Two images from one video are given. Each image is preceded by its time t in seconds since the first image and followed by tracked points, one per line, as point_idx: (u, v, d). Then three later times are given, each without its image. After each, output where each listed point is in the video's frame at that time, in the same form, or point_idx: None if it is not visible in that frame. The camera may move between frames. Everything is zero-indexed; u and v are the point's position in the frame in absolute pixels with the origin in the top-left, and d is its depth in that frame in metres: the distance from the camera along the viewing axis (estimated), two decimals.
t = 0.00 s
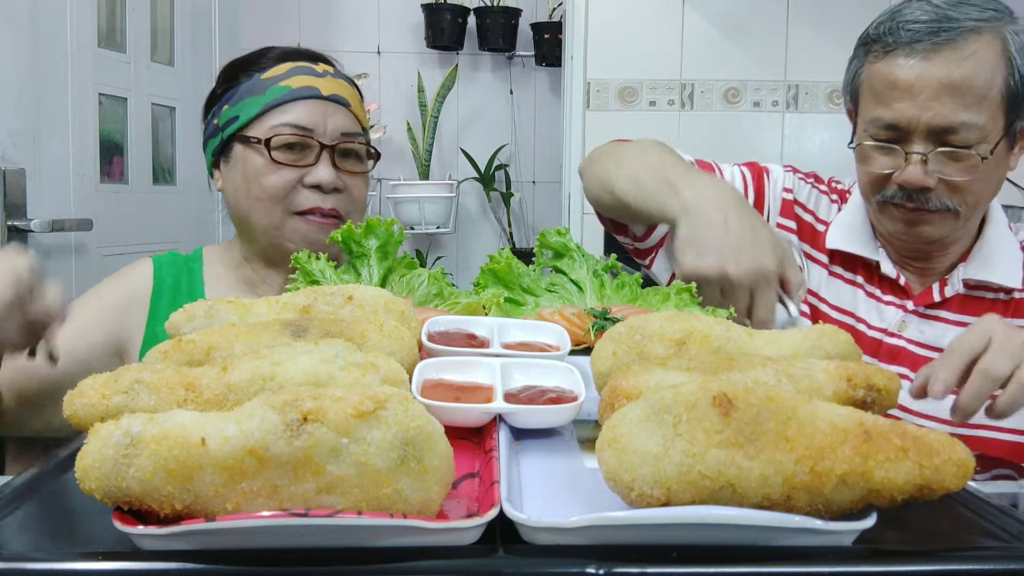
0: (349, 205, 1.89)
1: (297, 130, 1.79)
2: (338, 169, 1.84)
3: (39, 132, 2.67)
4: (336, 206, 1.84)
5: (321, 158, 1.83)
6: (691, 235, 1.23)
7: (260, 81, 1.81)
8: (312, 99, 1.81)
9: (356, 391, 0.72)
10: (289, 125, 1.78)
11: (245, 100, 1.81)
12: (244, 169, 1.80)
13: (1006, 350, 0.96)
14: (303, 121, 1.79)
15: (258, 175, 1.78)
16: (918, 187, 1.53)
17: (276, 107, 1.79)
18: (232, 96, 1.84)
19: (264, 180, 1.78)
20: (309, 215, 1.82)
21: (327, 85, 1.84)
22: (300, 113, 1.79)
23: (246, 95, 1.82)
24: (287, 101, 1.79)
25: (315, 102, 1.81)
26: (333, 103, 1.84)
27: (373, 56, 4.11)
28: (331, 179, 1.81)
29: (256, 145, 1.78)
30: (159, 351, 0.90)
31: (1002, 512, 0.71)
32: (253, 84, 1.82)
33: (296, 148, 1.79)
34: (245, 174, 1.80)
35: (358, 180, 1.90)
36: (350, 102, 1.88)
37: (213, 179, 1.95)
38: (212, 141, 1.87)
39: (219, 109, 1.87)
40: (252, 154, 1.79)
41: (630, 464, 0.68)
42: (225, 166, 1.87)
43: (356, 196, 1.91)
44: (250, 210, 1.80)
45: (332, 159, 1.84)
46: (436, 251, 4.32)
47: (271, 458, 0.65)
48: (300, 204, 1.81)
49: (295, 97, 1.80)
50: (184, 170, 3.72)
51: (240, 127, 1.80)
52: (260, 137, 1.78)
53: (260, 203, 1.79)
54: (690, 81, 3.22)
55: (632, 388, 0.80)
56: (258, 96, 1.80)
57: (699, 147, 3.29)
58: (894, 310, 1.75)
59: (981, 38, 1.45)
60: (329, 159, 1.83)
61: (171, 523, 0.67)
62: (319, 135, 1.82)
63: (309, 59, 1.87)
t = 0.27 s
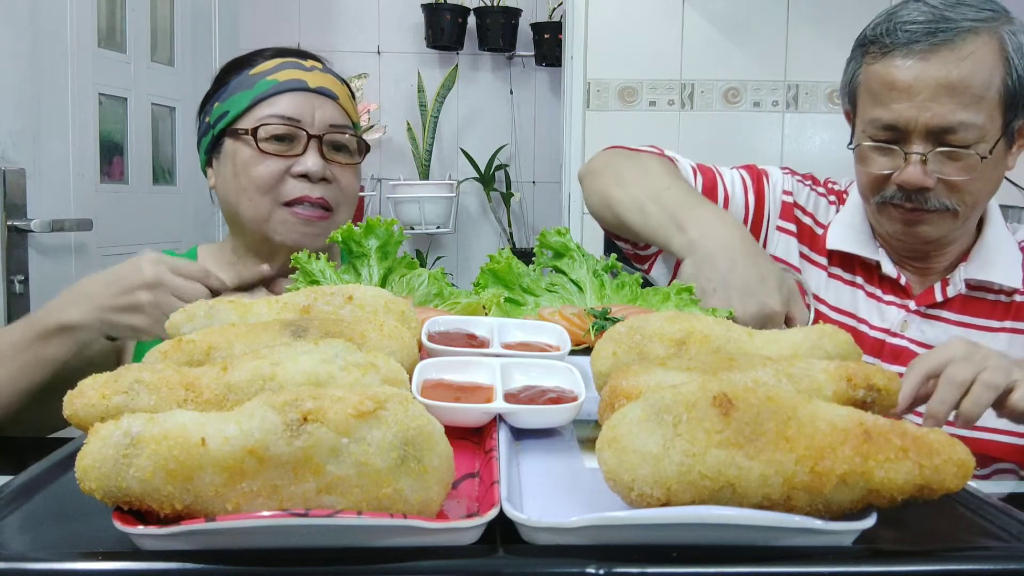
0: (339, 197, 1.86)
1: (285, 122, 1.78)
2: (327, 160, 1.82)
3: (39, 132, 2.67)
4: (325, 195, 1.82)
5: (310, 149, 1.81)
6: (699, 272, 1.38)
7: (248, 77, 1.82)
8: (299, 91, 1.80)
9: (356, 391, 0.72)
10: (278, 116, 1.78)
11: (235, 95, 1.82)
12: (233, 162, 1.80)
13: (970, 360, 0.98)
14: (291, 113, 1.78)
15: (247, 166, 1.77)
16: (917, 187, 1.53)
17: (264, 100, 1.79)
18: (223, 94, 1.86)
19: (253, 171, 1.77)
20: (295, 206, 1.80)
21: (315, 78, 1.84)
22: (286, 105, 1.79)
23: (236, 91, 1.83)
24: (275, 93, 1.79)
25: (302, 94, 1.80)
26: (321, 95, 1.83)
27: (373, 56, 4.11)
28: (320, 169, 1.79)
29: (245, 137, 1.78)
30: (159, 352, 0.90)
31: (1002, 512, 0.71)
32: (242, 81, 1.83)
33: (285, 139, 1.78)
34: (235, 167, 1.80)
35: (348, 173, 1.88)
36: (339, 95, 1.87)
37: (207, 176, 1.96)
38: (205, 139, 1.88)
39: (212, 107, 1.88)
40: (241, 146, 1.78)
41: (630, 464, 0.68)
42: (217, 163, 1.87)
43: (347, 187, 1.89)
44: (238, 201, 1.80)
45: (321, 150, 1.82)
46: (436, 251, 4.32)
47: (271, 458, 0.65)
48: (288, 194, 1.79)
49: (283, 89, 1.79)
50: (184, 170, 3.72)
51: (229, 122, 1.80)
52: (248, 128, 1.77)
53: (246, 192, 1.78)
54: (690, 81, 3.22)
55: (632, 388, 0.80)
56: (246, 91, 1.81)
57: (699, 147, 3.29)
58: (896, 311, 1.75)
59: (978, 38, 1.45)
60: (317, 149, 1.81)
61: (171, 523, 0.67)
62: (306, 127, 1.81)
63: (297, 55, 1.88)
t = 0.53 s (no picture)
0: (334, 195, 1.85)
1: (281, 121, 1.78)
2: (321, 159, 1.81)
3: (39, 132, 2.67)
4: (320, 194, 1.82)
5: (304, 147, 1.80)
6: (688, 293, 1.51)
7: (245, 76, 1.83)
8: (294, 91, 1.80)
9: (356, 391, 0.72)
10: (274, 115, 1.78)
11: (231, 94, 1.82)
12: (229, 160, 1.79)
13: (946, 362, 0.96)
14: (285, 112, 1.78)
15: (243, 164, 1.77)
16: (921, 187, 1.53)
17: (258, 99, 1.79)
18: (219, 94, 1.86)
19: (248, 170, 1.77)
20: (290, 206, 1.80)
21: (310, 77, 1.84)
22: (281, 104, 1.79)
23: (231, 90, 1.83)
24: (270, 92, 1.79)
25: (297, 93, 1.80)
26: (316, 94, 1.83)
27: (373, 56, 4.11)
28: (315, 167, 1.79)
29: (240, 135, 1.78)
30: (160, 351, 0.90)
31: (1002, 512, 0.71)
32: (239, 80, 1.83)
33: (281, 138, 1.78)
34: (231, 166, 1.79)
35: (344, 172, 1.87)
36: (334, 94, 1.87)
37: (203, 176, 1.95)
38: (201, 139, 1.87)
39: (208, 108, 1.88)
40: (237, 145, 1.78)
41: (630, 464, 0.68)
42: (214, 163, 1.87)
43: (343, 186, 1.87)
44: (234, 201, 1.79)
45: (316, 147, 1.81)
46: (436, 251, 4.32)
47: (271, 458, 0.65)
48: (284, 193, 1.79)
49: (278, 89, 1.79)
50: (184, 170, 3.72)
51: (225, 121, 1.80)
52: (243, 127, 1.77)
53: (242, 192, 1.78)
54: (690, 81, 3.22)
55: (632, 388, 0.80)
56: (241, 90, 1.81)
57: (699, 148, 3.28)
58: (898, 311, 1.75)
59: (983, 39, 1.45)
60: (312, 147, 1.80)
61: (171, 523, 0.68)
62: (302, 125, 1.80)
63: (293, 56, 1.88)
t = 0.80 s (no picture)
0: (336, 190, 1.83)
1: (281, 115, 1.78)
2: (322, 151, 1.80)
3: (39, 132, 2.67)
4: (321, 188, 1.80)
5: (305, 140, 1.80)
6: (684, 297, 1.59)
7: (245, 72, 1.83)
8: (293, 85, 1.81)
9: (356, 391, 0.72)
10: (273, 109, 1.78)
11: (231, 90, 1.83)
12: (229, 157, 1.79)
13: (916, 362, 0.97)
14: (285, 106, 1.78)
15: (243, 159, 1.77)
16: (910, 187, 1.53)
17: (258, 95, 1.80)
18: (220, 90, 1.86)
19: (248, 165, 1.76)
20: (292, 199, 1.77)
21: (310, 72, 1.84)
22: (280, 99, 1.79)
23: (232, 86, 1.84)
24: (269, 87, 1.80)
25: (297, 87, 1.81)
26: (316, 88, 1.84)
27: (373, 55, 4.11)
28: (314, 160, 1.77)
29: (241, 131, 1.78)
30: (160, 351, 0.90)
31: (1002, 512, 0.71)
32: (239, 76, 1.84)
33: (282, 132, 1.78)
34: (231, 163, 1.79)
35: (344, 166, 1.85)
36: (334, 89, 1.87)
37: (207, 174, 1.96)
38: (202, 136, 1.88)
39: (209, 106, 1.88)
40: (237, 141, 1.78)
41: (630, 464, 0.68)
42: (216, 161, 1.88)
43: (344, 181, 1.86)
44: (235, 197, 1.78)
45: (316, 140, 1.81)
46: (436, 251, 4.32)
47: (271, 458, 0.65)
48: (285, 187, 1.77)
49: (277, 84, 1.80)
50: (184, 170, 3.72)
51: (225, 117, 1.80)
52: (243, 122, 1.78)
53: (244, 187, 1.77)
54: (690, 81, 3.22)
55: (632, 388, 0.80)
56: (241, 86, 1.82)
57: (699, 148, 3.28)
58: (891, 310, 1.77)
59: (966, 38, 1.46)
60: (313, 140, 1.80)
61: (171, 522, 0.68)
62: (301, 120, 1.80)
63: (293, 51, 1.89)
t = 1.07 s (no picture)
0: (340, 185, 1.81)
1: (284, 108, 1.78)
2: (325, 145, 1.79)
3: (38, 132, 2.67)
4: (323, 184, 1.78)
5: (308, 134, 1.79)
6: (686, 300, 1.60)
7: (251, 68, 1.84)
8: (297, 79, 1.81)
9: (356, 391, 0.72)
10: (276, 103, 1.78)
11: (237, 86, 1.83)
12: (235, 153, 1.80)
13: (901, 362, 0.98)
14: (289, 100, 1.78)
15: (247, 154, 1.77)
16: (895, 189, 1.54)
17: (263, 89, 1.80)
18: (226, 87, 1.87)
19: (252, 160, 1.77)
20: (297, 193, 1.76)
21: (314, 67, 1.84)
22: (283, 92, 1.79)
23: (237, 82, 1.84)
24: (274, 81, 1.80)
25: (300, 81, 1.81)
26: (320, 83, 1.84)
27: (373, 56, 4.11)
28: (317, 153, 1.76)
29: (245, 126, 1.78)
30: (159, 352, 0.90)
31: (1003, 512, 0.71)
32: (244, 73, 1.85)
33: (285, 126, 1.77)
34: (236, 158, 1.79)
35: (349, 161, 1.83)
36: (339, 84, 1.87)
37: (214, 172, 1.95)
38: (209, 134, 1.89)
39: (216, 104, 1.89)
40: (242, 136, 1.78)
41: (630, 464, 0.68)
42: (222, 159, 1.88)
43: (349, 175, 1.83)
44: (240, 191, 1.79)
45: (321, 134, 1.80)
46: (436, 251, 4.32)
47: (271, 458, 0.65)
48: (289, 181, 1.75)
49: (281, 78, 1.80)
50: (184, 170, 3.72)
51: (230, 112, 1.81)
52: (247, 117, 1.78)
53: (249, 181, 1.77)
54: (690, 81, 3.22)
55: (633, 388, 0.80)
56: (247, 81, 1.82)
57: (699, 148, 3.28)
58: (882, 309, 1.78)
59: (944, 38, 1.47)
60: (316, 134, 1.79)
61: (171, 523, 0.67)
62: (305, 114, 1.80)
63: (300, 47, 1.89)
